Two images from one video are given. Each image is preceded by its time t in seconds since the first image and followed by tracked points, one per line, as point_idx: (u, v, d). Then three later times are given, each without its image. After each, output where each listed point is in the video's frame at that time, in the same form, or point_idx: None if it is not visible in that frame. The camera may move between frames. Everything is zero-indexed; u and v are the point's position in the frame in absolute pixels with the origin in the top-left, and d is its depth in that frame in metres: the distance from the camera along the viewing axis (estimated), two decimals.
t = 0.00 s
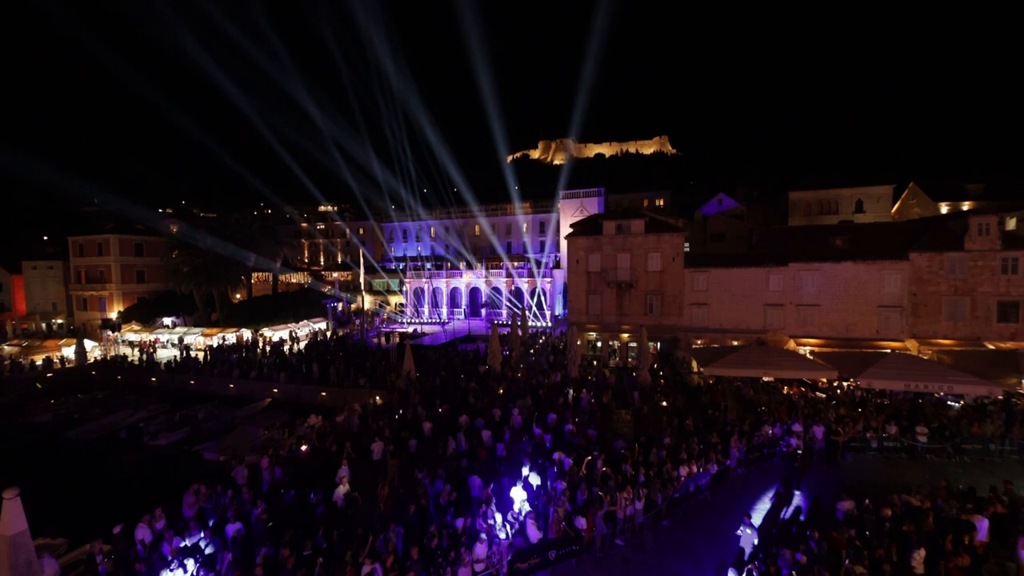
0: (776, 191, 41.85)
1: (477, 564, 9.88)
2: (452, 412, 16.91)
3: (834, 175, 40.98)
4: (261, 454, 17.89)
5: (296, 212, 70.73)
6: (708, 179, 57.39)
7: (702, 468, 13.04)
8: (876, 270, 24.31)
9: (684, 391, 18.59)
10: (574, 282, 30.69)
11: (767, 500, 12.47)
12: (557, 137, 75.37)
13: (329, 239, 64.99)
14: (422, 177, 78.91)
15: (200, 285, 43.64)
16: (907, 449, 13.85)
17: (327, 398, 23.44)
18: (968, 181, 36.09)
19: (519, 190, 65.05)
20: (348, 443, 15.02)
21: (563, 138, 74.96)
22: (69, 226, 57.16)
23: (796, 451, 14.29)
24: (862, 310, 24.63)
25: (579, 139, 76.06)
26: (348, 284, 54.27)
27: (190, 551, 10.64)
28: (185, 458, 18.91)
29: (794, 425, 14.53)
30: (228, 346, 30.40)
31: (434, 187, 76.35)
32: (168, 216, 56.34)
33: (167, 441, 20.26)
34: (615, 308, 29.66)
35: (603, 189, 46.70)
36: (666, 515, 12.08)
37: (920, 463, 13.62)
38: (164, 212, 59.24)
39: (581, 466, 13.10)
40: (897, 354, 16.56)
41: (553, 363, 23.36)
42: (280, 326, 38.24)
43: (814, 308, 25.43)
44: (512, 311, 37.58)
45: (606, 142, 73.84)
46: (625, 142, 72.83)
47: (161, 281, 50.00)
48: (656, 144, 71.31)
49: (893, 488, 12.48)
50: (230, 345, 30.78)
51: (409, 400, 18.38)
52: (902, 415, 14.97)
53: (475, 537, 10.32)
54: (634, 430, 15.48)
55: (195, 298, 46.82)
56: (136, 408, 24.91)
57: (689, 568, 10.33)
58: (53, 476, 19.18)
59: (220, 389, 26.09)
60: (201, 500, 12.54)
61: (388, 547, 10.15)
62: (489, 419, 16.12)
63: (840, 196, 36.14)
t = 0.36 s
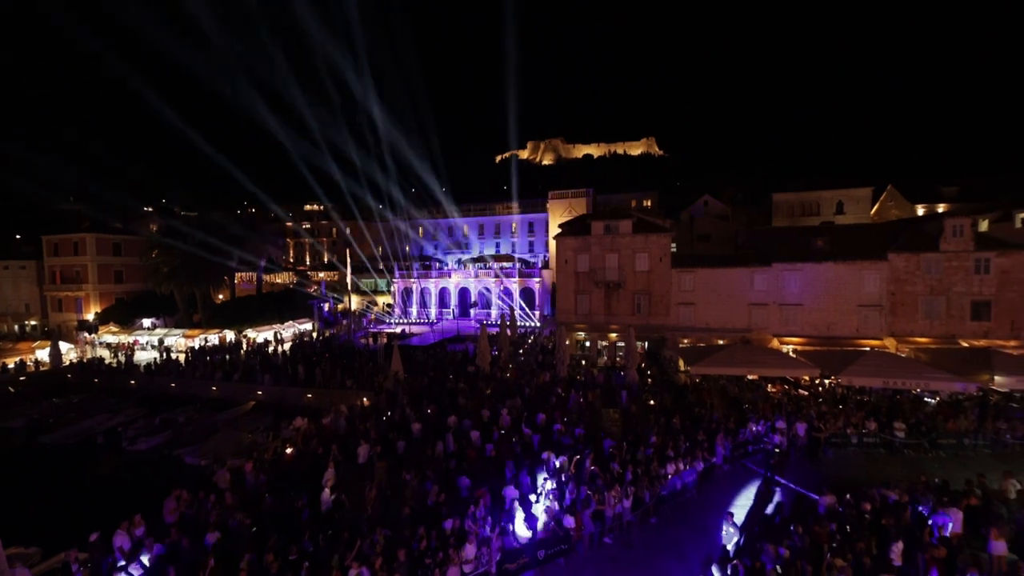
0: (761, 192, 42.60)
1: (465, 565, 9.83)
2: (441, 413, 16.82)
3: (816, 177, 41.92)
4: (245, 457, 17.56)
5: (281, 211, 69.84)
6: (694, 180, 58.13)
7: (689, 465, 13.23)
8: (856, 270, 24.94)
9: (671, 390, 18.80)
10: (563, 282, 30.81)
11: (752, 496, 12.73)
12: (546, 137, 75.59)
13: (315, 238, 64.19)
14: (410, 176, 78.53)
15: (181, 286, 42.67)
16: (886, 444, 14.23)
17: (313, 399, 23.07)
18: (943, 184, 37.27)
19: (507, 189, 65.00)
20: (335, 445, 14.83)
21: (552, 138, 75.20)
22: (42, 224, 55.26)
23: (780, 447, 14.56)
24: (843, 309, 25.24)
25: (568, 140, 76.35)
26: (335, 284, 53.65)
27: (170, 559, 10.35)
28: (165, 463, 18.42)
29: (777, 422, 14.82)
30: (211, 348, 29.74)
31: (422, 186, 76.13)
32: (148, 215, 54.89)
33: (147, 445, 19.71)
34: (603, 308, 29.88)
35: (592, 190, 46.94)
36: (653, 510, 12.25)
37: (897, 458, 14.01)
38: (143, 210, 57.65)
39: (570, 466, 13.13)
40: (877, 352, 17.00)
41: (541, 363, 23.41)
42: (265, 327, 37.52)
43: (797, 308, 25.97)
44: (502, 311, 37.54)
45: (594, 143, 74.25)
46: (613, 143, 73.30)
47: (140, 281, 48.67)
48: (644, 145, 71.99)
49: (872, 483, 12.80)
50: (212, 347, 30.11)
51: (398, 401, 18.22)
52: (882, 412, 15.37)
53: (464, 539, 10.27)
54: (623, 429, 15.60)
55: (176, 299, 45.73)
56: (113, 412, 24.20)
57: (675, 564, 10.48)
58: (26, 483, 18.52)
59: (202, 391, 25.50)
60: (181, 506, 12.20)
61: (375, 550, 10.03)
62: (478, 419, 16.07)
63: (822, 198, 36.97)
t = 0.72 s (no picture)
0: (746, 194, 43.24)
1: (455, 566, 9.76)
2: (430, 414, 16.68)
3: (800, 179, 42.73)
4: (229, 461, 17.15)
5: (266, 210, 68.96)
6: (682, 182, 58.80)
7: (677, 463, 13.37)
8: (839, 270, 25.49)
9: (660, 389, 18.92)
10: (552, 282, 30.85)
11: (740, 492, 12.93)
12: (535, 138, 75.82)
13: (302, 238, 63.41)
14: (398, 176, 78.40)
15: (164, 286, 41.67)
16: (867, 441, 14.53)
17: (300, 402, 22.66)
18: (921, 186, 38.31)
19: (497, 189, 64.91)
20: (322, 448, 14.57)
21: (541, 139, 75.49)
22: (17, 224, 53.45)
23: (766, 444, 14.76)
24: (827, 309, 25.76)
25: (557, 141, 76.61)
26: (322, 285, 53.07)
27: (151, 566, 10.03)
28: (146, 469, 17.87)
29: (763, 420, 15.03)
30: (194, 350, 29.03)
31: (410, 187, 76.06)
32: (129, 215, 53.51)
33: (128, 450, 19.08)
34: (592, 308, 30.01)
35: (581, 191, 47.14)
36: (642, 508, 12.36)
37: (879, 455, 14.30)
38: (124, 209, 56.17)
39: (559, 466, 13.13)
40: (859, 351, 17.38)
41: (531, 363, 23.40)
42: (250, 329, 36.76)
43: (782, 307, 26.43)
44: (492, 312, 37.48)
45: (583, 144, 74.63)
46: (601, 145, 73.78)
47: (121, 282, 47.34)
48: (632, 147, 72.58)
49: (855, 480, 13.04)
50: (196, 349, 29.42)
51: (386, 402, 17.98)
52: (864, 409, 15.70)
53: (454, 540, 10.18)
54: (612, 428, 15.66)
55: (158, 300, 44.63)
56: (92, 417, 23.45)
57: (664, 562, 10.56)
58: None
59: (185, 395, 24.87)
60: (163, 512, 11.86)
61: (363, 553, 9.89)
62: (467, 420, 15.98)
63: (806, 200, 37.70)
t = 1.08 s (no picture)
0: (734, 196, 43.80)
1: (445, 568, 9.63)
2: (420, 416, 16.53)
3: (786, 181, 43.42)
4: (214, 465, 16.77)
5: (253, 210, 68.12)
6: (671, 183, 59.40)
7: (666, 463, 13.49)
8: (824, 271, 25.94)
9: (650, 389, 18.99)
10: (542, 283, 30.84)
11: (726, 491, 13.09)
12: (525, 140, 76.07)
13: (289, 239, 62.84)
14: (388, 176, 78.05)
15: (148, 287, 40.81)
16: (851, 439, 14.77)
17: (287, 404, 22.29)
18: (903, 189, 39.20)
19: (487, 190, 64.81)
20: (309, 451, 14.31)
21: (531, 140, 75.79)
22: None
23: (754, 443, 14.89)
24: (812, 309, 26.19)
25: (547, 142, 76.87)
26: (310, 286, 52.65)
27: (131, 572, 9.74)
28: (127, 473, 17.36)
29: (750, 419, 15.18)
30: (179, 351, 28.40)
31: (400, 186, 75.76)
32: (112, 214, 52.28)
33: (110, 454, 18.56)
34: (583, 309, 30.08)
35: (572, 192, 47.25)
36: (631, 507, 12.43)
37: (863, 452, 14.54)
38: (106, 208, 54.83)
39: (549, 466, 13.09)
40: (843, 350, 17.66)
41: (522, 364, 23.36)
42: (236, 330, 36.09)
43: (768, 307, 26.80)
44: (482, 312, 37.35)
45: (573, 145, 75.01)
46: (592, 146, 74.22)
47: (104, 283, 46.16)
48: (622, 148, 73.14)
49: (841, 477, 13.24)
50: (181, 351, 28.79)
51: (376, 403, 17.77)
52: (849, 407, 15.96)
53: (443, 542, 10.07)
54: (602, 428, 15.68)
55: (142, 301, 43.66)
56: (72, 421, 22.78)
57: (652, 561, 10.62)
58: None
59: (169, 398, 24.29)
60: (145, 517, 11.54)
61: (351, 557, 9.73)
62: (458, 421, 15.85)
63: (791, 202, 38.34)
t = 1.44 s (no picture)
0: (720, 198, 44.51)
1: (435, 571, 9.52)
2: (409, 417, 16.42)
3: (771, 184, 44.31)
4: (197, 469, 16.37)
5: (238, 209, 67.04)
6: (658, 185, 60.16)
7: (654, 462, 13.63)
8: (807, 272, 26.52)
9: (638, 389, 19.15)
10: (532, 283, 30.92)
11: (714, 490, 13.23)
12: (515, 141, 76.41)
13: (275, 239, 62.25)
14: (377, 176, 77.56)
15: (127, 288, 39.76)
16: (834, 436, 15.11)
17: (273, 407, 21.97)
18: (882, 192, 40.35)
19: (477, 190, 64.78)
20: (295, 454, 14.07)
21: (521, 141, 76.14)
22: None
23: (740, 441, 15.12)
24: (796, 309, 26.74)
25: (537, 143, 77.25)
26: (296, 287, 52.18)
27: None
28: (105, 480, 16.85)
29: (736, 418, 15.42)
30: (160, 354, 27.74)
31: (389, 186, 75.32)
32: (90, 213, 50.87)
33: (88, 460, 18.00)
34: (572, 309, 30.24)
35: (561, 193, 47.44)
36: (620, 506, 12.49)
37: (845, 449, 14.88)
38: (84, 207, 53.28)
39: (539, 467, 13.08)
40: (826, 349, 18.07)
41: (512, 364, 23.40)
42: (220, 332, 35.40)
43: (754, 307, 27.26)
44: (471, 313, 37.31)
45: (563, 146, 75.54)
46: (581, 148, 74.84)
47: (81, 284, 44.81)
48: (611, 150, 73.94)
49: (824, 474, 13.53)
50: (161, 353, 28.10)
51: (364, 405, 17.59)
52: (831, 405, 16.34)
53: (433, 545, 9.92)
54: (592, 428, 15.76)
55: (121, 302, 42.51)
56: (47, 427, 22.04)
57: (642, 560, 10.71)
58: None
59: (150, 402, 23.69)
60: (123, 524, 11.21)
61: (339, 561, 9.56)
62: (447, 422, 15.77)
63: (776, 204, 39.09)
